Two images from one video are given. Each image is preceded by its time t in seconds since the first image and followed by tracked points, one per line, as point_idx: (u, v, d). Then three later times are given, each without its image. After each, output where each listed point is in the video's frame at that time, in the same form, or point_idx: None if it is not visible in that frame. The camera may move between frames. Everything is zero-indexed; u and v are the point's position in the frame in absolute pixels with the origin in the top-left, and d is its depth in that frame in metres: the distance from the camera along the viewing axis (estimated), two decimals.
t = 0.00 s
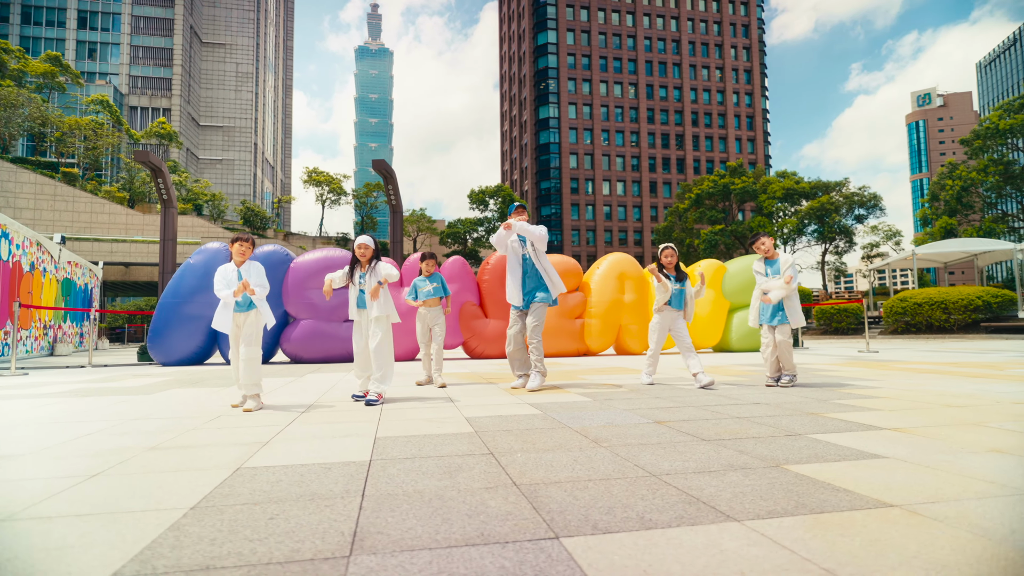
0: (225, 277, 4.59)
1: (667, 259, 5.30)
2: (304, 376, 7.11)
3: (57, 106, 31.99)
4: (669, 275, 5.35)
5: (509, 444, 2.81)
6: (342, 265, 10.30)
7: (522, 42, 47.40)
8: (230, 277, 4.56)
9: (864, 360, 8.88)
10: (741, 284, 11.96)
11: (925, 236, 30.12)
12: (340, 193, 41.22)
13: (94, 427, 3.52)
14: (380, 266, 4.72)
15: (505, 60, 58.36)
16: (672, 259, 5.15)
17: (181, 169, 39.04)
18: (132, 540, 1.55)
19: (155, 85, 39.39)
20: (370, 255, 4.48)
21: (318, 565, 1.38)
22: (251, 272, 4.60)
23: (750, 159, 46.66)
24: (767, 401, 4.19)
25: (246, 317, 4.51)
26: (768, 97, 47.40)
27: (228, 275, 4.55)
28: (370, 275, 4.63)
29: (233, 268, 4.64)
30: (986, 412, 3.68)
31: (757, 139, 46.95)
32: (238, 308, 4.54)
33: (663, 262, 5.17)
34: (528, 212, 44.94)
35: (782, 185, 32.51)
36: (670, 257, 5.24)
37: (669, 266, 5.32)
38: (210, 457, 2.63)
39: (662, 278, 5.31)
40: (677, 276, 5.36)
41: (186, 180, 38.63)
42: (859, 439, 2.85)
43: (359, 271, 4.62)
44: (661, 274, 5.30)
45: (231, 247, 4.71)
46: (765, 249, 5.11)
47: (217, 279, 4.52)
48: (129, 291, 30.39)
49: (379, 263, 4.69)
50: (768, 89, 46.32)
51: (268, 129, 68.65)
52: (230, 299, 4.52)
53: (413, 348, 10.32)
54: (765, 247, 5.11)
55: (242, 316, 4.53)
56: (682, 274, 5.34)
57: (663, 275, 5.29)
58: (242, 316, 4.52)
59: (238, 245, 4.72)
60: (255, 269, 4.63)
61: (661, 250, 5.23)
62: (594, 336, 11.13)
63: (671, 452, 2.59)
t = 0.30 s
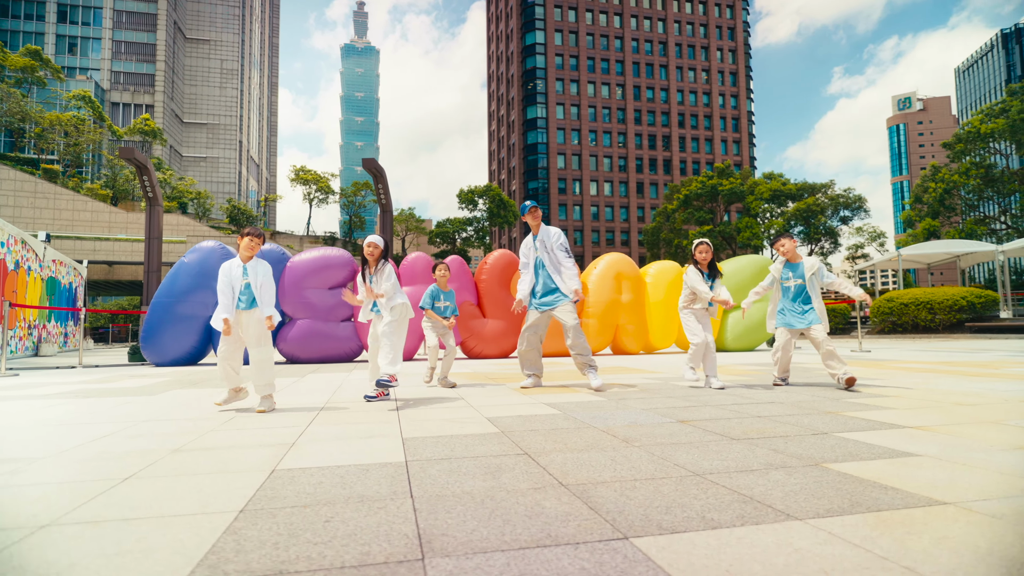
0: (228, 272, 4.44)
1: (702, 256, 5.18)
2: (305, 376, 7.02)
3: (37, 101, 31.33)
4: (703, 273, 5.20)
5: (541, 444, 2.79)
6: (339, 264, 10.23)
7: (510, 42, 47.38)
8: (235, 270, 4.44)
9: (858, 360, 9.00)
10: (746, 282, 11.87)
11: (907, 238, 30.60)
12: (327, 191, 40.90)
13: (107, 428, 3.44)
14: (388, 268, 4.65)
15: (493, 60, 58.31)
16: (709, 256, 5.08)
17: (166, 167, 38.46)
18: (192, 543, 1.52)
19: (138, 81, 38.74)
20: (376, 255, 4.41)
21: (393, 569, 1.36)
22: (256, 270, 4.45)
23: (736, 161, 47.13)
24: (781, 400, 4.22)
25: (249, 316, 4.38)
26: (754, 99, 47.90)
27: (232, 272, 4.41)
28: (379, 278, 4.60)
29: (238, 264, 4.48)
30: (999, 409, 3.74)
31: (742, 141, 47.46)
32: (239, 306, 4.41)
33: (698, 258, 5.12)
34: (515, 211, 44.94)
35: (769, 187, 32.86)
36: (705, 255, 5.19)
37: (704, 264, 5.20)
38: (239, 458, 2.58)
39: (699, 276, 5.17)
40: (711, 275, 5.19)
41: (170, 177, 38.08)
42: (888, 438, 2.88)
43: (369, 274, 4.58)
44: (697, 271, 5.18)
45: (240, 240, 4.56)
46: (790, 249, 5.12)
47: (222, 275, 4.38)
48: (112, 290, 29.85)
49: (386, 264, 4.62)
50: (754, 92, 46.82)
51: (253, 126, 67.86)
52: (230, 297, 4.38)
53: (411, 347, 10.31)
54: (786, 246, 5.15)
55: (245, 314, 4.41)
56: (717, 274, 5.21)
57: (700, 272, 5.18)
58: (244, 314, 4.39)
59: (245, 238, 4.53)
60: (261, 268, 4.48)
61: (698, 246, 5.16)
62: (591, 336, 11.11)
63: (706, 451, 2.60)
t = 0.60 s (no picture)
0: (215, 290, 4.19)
1: (735, 271, 5.12)
2: (306, 376, 6.91)
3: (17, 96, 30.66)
4: (731, 288, 5.21)
5: (572, 444, 2.76)
6: (336, 263, 10.15)
7: (499, 42, 47.36)
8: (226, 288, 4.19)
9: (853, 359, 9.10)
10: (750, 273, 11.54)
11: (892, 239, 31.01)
12: (315, 190, 40.55)
13: (117, 430, 3.34)
14: (409, 268, 4.44)
15: (481, 59, 58.23)
16: (743, 271, 5.03)
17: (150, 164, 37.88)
18: (249, 549, 1.47)
19: (121, 76, 38.10)
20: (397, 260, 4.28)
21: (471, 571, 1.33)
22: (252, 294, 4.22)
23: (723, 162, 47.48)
24: (796, 399, 4.24)
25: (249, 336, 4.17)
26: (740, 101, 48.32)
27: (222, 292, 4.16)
28: (397, 279, 4.41)
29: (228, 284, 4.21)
30: (1012, 408, 3.79)
31: (729, 143, 47.88)
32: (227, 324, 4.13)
33: (733, 275, 5.10)
34: (504, 212, 44.89)
35: (757, 188, 33.16)
36: (740, 270, 5.10)
37: (735, 279, 5.17)
38: (266, 460, 2.51)
39: (725, 290, 5.20)
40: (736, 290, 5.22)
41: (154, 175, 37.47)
42: (914, 437, 2.90)
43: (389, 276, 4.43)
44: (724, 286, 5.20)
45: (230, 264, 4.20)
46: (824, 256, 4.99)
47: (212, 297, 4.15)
48: (94, 289, 29.29)
49: (406, 266, 4.44)
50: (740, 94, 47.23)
51: (238, 124, 67.04)
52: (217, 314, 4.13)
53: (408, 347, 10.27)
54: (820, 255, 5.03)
55: (234, 333, 4.15)
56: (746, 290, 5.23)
57: (728, 286, 5.19)
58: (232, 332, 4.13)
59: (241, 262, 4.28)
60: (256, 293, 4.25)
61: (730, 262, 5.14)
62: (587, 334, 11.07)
63: (740, 451, 2.59)
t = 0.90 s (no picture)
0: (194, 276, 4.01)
1: (734, 249, 5.12)
2: (305, 377, 6.84)
3: None
4: (734, 267, 5.14)
5: (601, 444, 2.73)
6: (331, 263, 10.03)
7: (486, 42, 47.38)
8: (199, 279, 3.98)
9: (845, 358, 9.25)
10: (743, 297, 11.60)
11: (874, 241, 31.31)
12: (301, 189, 40.14)
13: (127, 431, 3.24)
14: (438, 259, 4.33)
15: (468, 59, 58.17)
16: (741, 250, 5.04)
17: (132, 161, 37.21)
18: (307, 553, 1.43)
19: (102, 72, 37.36)
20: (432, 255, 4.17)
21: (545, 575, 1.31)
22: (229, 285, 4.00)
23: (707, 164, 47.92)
24: (807, 399, 4.27)
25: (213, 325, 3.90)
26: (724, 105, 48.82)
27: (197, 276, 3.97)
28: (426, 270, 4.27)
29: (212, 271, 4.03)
30: (1020, 406, 3.85)
31: (713, 145, 48.29)
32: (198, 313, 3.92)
33: (731, 252, 5.08)
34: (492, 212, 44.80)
35: (744, 190, 33.52)
36: (737, 248, 5.12)
37: (735, 258, 5.14)
38: (293, 463, 2.45)
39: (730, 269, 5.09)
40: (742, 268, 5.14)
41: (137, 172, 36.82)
42: (936, 435, 2.93)
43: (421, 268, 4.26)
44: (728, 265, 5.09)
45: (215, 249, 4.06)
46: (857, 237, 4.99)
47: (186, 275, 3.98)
48: (73, 288, 28.64)
49: (436, 256, 4.32)
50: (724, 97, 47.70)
51: (221, 122, 66.14)
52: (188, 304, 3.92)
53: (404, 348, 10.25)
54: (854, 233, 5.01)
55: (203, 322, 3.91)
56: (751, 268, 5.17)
57: (731, 266, 5.10)
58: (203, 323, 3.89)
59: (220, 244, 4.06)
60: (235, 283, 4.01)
61: (728, 239, 5.11)
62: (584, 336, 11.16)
63: (771, 450, 2.59)
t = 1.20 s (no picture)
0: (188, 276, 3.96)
1: (738, 252, 5.20)
2: (303, 377, 6.77)
3: None
4: (741, 267, 5.18)
5: (624, 443, 2.75)
6: (324, 263, 9.92)
7: (471, 42, 47.31)
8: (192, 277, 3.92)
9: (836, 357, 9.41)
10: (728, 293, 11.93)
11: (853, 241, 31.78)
12: (285, 188, 39.69)
13: (138, 435, 3.19)
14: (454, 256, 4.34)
15: (453, 59, 58.04)
16: (747, 251, 5.12)
17: (112, 158, 36.50)
18: (365, 554, 1.42)
19: (78, 67, 36.50)
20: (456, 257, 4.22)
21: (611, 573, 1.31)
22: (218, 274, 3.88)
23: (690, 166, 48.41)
24: (812, 398, 4.34)
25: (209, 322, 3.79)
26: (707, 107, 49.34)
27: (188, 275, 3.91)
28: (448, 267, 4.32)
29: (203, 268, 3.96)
30: (1017, 404, 3.96)
31: (696, 147, 48.75)
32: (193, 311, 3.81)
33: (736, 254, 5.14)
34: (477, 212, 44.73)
35: (728, 192, 33.91)
36: (741, 251, 5.22)
37: (740, 260, 5.20)
38: (321, 464, 2.43)
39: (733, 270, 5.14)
40: (750, 267, 5.17)
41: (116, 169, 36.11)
42: (946, 433, 3.01)
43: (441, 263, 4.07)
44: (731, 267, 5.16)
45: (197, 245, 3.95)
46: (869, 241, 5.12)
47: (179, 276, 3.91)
48: (50, 288, 27.98)
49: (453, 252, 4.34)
50: (708, 100, 48.21)
51: (202, 119, 65.12)
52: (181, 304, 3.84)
53: (398, 348, 10.19)
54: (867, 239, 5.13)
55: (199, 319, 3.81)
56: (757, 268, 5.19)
57: (735, 268, 5.15)
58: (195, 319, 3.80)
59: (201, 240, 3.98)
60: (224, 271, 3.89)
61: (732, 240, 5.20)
62: (578, 336, 11.16)
63: (793, 448, 2.62)
